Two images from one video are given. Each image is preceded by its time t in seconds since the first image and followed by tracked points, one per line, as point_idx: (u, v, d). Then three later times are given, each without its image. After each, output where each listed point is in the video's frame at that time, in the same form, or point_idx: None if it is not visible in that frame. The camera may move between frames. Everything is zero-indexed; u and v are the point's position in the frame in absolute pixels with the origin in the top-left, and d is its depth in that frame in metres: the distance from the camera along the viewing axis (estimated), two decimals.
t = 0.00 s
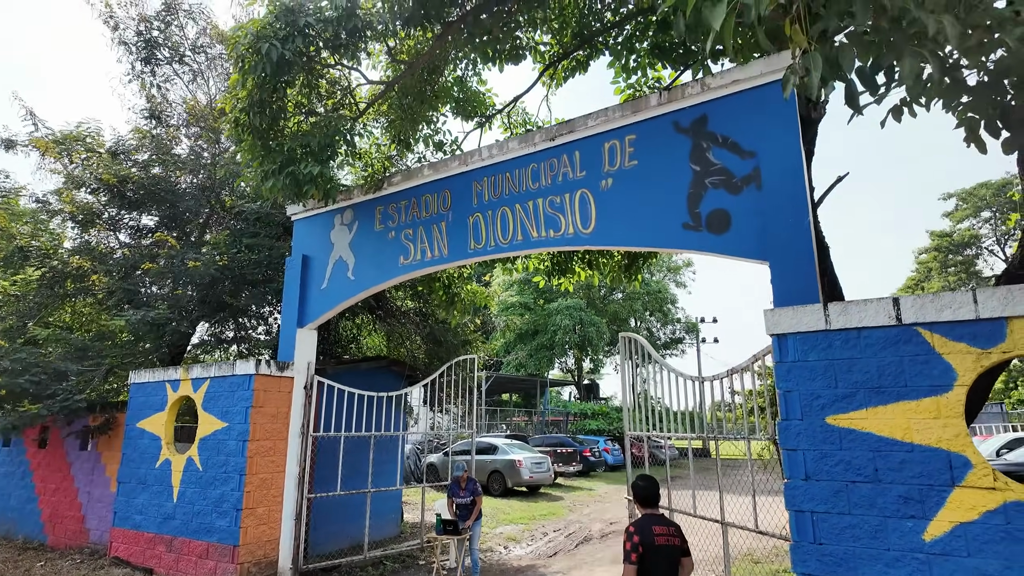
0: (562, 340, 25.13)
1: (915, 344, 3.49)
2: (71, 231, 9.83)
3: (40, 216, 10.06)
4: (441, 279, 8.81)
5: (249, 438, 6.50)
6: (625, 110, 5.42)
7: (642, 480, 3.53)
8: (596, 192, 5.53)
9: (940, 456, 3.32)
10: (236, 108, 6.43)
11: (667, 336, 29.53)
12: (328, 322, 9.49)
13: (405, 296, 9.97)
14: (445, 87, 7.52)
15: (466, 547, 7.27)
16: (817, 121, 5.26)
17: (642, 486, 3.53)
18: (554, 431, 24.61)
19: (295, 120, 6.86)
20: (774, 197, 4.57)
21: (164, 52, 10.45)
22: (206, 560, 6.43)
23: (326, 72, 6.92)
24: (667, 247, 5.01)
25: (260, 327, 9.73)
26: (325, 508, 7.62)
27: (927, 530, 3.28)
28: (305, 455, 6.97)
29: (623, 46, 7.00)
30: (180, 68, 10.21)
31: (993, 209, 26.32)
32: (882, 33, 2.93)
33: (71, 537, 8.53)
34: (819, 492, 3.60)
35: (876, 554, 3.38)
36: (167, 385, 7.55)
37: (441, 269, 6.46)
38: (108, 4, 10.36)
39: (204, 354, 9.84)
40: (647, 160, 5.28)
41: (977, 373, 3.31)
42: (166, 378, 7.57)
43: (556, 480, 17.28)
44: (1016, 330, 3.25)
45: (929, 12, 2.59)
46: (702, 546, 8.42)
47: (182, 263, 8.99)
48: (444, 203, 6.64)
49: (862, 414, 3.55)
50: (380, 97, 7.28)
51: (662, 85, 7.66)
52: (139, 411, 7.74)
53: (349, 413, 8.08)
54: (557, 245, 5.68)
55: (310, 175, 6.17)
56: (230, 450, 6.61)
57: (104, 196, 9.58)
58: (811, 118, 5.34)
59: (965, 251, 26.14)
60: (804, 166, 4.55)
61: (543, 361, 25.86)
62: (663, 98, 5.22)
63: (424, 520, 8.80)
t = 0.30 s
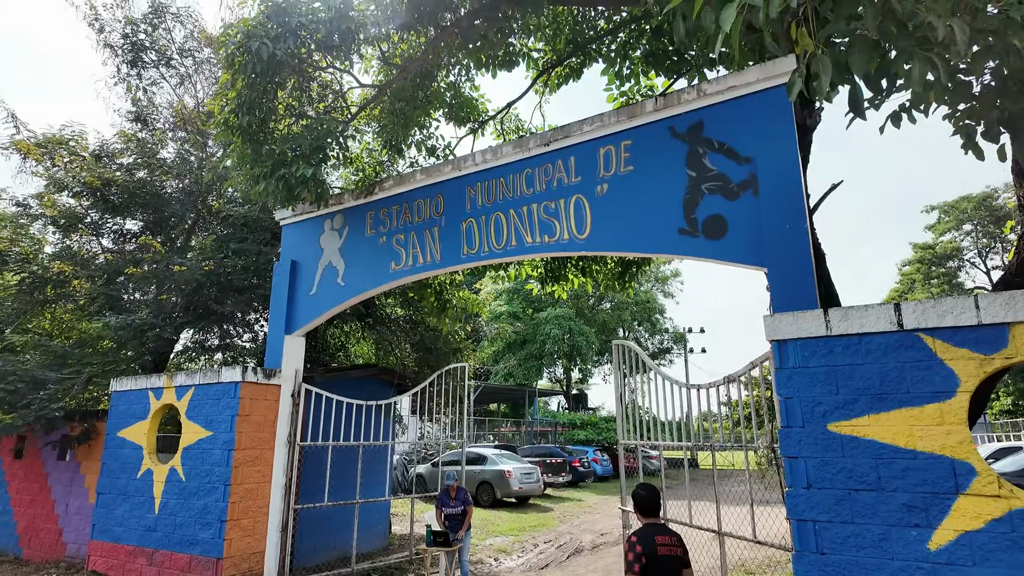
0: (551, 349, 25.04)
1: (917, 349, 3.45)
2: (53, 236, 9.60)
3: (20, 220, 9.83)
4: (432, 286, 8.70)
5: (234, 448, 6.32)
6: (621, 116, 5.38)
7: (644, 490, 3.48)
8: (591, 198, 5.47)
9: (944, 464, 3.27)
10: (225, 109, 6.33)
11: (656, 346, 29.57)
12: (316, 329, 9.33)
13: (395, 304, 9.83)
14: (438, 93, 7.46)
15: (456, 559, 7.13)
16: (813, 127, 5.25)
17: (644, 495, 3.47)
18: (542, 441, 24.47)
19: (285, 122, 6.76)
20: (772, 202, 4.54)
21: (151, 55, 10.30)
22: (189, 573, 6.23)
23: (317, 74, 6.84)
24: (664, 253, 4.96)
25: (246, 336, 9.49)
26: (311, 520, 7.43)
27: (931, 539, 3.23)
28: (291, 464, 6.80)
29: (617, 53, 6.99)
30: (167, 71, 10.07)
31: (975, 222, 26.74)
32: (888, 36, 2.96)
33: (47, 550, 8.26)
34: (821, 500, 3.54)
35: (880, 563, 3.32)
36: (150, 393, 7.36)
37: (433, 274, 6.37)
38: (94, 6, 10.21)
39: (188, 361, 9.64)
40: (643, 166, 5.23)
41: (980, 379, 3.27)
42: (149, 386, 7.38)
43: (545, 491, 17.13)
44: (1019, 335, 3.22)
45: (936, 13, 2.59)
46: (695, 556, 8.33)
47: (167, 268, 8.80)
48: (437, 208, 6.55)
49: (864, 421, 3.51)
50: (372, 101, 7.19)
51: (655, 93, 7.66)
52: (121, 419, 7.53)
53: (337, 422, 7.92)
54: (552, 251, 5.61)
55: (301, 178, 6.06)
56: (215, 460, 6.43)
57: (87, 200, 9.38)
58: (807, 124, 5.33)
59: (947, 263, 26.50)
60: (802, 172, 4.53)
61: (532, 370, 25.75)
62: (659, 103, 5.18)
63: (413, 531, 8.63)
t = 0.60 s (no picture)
0: (549, 353, 24.92)
1: (933, 343, 3.36)
2: (46, 235, 9.46)
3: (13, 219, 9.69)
4: (431, 285, 8.59)
5: (229, 448, 6.19)
6: (625, 110, 5.29)
7: (652, 487, 3.38)
8: (594, 192, 5.38)
9: (963, 460, 3.18)
10: (222, 104, 6.24)
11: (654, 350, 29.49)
12: (313, 329, 9.21)
13: (393, 304, 9.71)
14: (438, 89, 7.38)
15: (456, 562, 7.00)
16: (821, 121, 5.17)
17: (653, 493, 3.37)
18: (541, 446, 24.34)
19: (283, 118, 6.66)
20: (780, 196, 4.45)
21: (147, 54, 10.19)
22: None
23: (316, 69, 6.76)
24: (669, 248, 4.87)
25: (242, 338, 9.40)
26: (307, 523, 7.29)
27: (950, 538, 3.13)
28: (288, 466, 6.67)
29: (619, 50, 6.92)
30: (163, 70, 9.96)
31: (972, 226, 26.76)
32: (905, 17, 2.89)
33: (38, 555, 8.09)
34: (835, 498, 3.44)
35: (897, 563, 3.22)
36: (143, 394, 7.22)
37: (433, 272, 6.26)
38: (89, 3, 10.10)
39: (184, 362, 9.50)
40: (648, 160, 5.14)
41: (1000, 374, 3.19)
42: (142, 386, 7.24)
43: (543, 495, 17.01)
44: None
45: None
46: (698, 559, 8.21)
47: (162, 266, 8.68)
48: (437, 205, 6.45)
49: (879, 417, 3.41)
50: (371, 97, 7.10)
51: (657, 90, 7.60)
52: (113, 420, 7.39)
53: (334, 423, 7.79)
54: (554, 247, 5.51)
55: (300, 174, 5.96)
56: (209, 461, 6.29)
57: (81, 199, 9.25)
58: (815, 118, 5.25)
59: (945, 267, 26.50)
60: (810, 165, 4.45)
61: (530, 374, 25.63)
62: (664, 97, 5.10)
63: (411, 534, 8.50)
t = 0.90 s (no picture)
0: (550, 352, 24.82)
1: (953, 326, 3.29)
2: (45, 229, 9.39)
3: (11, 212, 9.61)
4: (434, 278, 8.52)
5: (231, 441, 6.12)
6: (632, 96, 5.22)
7: (665, 474, 3.32)
8: (602, 180, 5.31)
9: (984, 445, 3.10)
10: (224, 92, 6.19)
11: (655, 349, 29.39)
12: (315, 323, 9.14)
13: (395, 299, 9.62)
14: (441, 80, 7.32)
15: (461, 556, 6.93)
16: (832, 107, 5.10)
17: (666, 479, 3.31)
18: (542, 444, 24.26)
19: (286, 107, 6.60)
20: (793, 181, 4.38)
21: (148, 46, 10.10)
22: (184, 571, 6.01)
23: (318, 58, 6.69)
24: (679, 235, 4.79)
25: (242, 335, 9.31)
26: (310, 518, 7.22)
27: (972, 525, 3.06)
28: (290, 459, 6.59)
29: (625, 38, 6.87)
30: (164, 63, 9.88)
31: (973, 225, 26.67)
32: None
33: (37, 550, 8.02)
34: (852, 485, 3.36)
35: (917, 550, 3.15)
36: (144, 387, 7.14)
37: (437, 262, 6.18)
38: None
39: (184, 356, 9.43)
40: (657, 147, 5.07)
41: (1022, 357, 3.12)
42: (143, 379, 7.16)
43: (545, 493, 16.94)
44: None
45: None
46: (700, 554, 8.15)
47: (162, 259, 8.61)
48: (441, 195, 6.38)
49: (897, 402, 3.34)
50: (374, 86, 7.01)
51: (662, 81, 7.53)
52: (113, 413, 7.32)
53: (336, 417, 7.72)
54: (561, 235, 5.44)
55: (304, 162, 5.88)
56: (211, 454, 6.21)
57: (81, 192, 9.18)
58: (826, 104, 5.17)
59: (947, 266, 26.41)
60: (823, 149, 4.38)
61: (530, 373, 25.56)
62: (673, 82, 5.03)
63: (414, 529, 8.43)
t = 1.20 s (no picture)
0: (554, 337, 24.80)
1: (983, 296, 3.22)
2: (48, 209, 9.29)
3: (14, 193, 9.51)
4: (442, 259, 8.44)
5: (241, 419, 6.08)
6: (649, 68, 5.11)
7: (686, 446, 3.23)
8: (617, 154, 5.21)
9: (1015, 416, 3.04)
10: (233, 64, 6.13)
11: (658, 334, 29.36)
12: (322, 304, 9.09)
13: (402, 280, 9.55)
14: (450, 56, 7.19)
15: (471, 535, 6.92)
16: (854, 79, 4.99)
17: (689, 452, 3.23)
18: (545, 429, 24.32)
19: (294, 82, 6.50)
20: (815, 152, 4.29)
21: (151, 25, 9.90)
22: (195, 548, 6.01)
23: (325, 33, 6.56)
24: (697, 208, 4.70)
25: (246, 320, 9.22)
26: (320, 497, 7.22)
27: (1002, 496, 3.01)
28: (300, 438, 6.56)
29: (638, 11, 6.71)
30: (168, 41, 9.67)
31: (979, 210, 26.48)
32: None
33: (47, 530, 8.02)
34: (878, 458, 3.32)
35: (944, 522, 3.10)
36: (152, 366, 7.09)
37: (448, 240, 6.10)
38: None
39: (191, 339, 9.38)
40: (674, 119, 4.97)
41: None
42: (151, 358, 7.12)
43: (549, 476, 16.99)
44: None
45: None
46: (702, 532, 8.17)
47: (169, 239, 8.55)
48: (451, 171, 6.28)
49: (925, 373, 3.28)
50: (382, 61, 6.88)
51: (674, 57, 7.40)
52: (121, 393, 7.28)
53: (345, 397, 7.71)
54: (575, 211, 5.35)
55: (313, 133, 5.79)
56: (221, 432, 6.18)
57: (84, 172, 9.07)
58: (847, 76, 5.05)
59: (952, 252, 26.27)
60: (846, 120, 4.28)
61: (534, 359, 25.56)
62: (690, 53, 4.91)
63: (423, 509, 8.45)
